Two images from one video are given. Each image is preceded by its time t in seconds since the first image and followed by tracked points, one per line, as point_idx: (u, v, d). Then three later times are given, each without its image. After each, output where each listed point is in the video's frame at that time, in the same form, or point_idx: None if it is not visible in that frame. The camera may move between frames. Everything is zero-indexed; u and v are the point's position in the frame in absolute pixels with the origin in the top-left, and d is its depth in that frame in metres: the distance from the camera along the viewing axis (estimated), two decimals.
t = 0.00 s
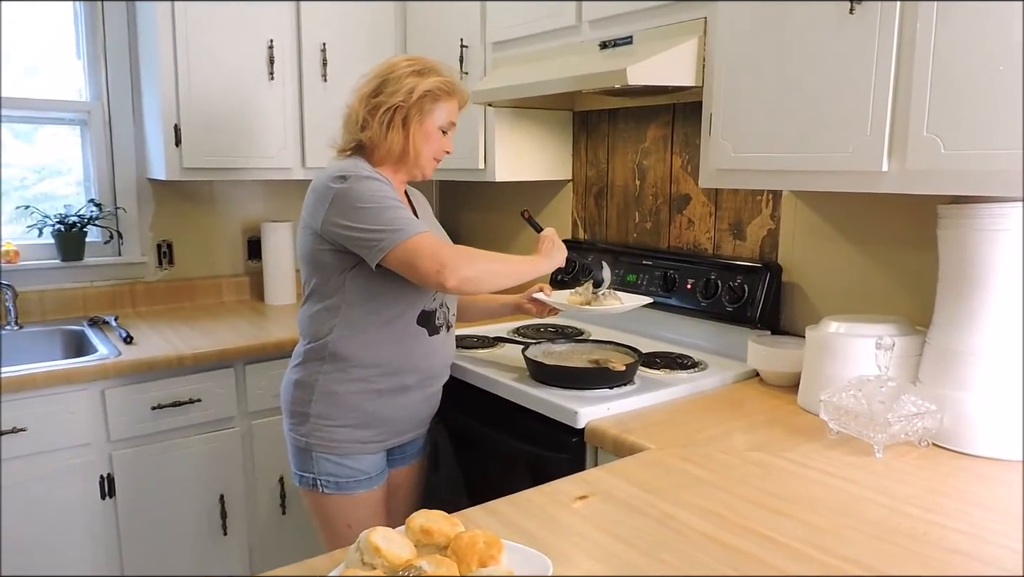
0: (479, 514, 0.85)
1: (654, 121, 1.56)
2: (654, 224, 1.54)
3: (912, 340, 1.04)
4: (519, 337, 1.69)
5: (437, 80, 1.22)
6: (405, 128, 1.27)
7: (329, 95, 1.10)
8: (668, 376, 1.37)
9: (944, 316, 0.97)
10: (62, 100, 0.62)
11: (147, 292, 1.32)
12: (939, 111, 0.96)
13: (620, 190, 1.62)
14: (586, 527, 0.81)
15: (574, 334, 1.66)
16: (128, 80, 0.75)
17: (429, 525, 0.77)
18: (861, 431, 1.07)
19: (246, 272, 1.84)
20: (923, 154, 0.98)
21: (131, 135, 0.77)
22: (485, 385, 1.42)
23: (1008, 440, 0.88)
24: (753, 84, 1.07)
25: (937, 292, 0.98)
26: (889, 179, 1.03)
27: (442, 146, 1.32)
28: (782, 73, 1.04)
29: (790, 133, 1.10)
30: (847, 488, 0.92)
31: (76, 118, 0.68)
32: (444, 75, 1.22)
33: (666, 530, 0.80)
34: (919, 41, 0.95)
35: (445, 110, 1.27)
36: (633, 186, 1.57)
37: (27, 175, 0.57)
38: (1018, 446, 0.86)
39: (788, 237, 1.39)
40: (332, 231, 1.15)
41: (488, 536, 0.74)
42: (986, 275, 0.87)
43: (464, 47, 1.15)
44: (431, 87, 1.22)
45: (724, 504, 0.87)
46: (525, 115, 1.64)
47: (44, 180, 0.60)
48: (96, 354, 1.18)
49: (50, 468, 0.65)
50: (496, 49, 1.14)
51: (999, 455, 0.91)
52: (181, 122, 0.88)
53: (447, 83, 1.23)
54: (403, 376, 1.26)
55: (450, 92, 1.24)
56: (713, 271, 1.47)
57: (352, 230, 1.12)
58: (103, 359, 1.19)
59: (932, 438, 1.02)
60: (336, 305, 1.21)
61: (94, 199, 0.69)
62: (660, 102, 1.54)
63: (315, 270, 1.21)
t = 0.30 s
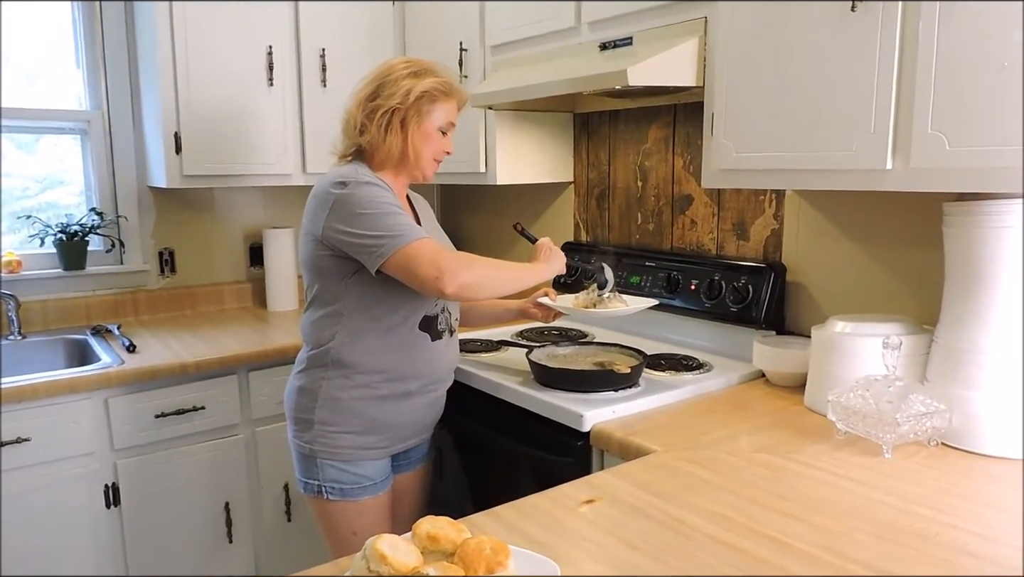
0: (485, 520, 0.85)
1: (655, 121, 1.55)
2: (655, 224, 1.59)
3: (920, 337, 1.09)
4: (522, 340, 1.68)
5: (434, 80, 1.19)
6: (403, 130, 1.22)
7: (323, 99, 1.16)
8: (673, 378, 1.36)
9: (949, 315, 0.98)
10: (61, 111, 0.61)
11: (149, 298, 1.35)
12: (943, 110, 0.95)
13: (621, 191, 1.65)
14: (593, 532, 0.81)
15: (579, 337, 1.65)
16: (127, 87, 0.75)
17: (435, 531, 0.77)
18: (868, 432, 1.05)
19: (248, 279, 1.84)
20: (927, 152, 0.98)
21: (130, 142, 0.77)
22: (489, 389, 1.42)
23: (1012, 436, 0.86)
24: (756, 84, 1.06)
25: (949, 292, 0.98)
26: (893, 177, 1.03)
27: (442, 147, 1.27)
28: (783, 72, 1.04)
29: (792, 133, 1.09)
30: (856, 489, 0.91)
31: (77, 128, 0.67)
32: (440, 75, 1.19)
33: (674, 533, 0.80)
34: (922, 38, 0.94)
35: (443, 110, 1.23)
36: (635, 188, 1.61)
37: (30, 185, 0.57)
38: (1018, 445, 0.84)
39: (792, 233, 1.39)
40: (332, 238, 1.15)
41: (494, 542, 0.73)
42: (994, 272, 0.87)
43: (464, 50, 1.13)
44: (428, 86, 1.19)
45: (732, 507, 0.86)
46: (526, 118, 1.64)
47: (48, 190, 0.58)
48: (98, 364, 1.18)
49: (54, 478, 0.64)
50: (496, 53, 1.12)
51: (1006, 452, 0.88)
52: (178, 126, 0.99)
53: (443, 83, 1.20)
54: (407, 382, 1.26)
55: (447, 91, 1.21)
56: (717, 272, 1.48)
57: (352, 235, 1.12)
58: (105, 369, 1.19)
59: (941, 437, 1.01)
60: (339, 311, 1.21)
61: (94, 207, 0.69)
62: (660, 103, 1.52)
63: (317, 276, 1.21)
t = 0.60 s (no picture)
0: (481, 522, 0.84)
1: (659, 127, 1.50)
2: (659, 230, 1.49)
3: (922, 348, 1.07)
4: (523, 343, 1.68)
5: (435, 77, 1.16)
6: (404, 128, 1.18)
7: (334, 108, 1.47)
8: (673, 384, 1.36)
9: (950, 326, 0.97)
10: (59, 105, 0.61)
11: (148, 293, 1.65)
12: (949, 119, 0.95)
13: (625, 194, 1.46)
14: (591, 536, 0.80)
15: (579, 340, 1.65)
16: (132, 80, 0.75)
17: (432, 532, 0.77)
18: (868, 442, 1.04)
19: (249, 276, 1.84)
20: (933, 162, 0.98)
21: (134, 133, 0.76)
22: (488, 391, 1.41)
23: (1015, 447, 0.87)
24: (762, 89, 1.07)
25: (949, 303, 0.97)
26: (897, 186, 1.03)
27: (446, 145, 1.22)
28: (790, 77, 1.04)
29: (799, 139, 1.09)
30: (856, 499, 0.91)
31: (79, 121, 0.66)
32: (440, 71, 1.16)
33: (672, 539, 0.79)
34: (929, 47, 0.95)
35: (445, 107, 1.18)
36: (639, 193, 1.43)
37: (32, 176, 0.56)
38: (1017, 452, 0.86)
39: (793, 241, 1.40)
40: (334, 236, 1.15)
41: (491, 544, 0.73)
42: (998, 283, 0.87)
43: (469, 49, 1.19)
44: (428, 83, 1.16)
45: (731, 514, 0.85)
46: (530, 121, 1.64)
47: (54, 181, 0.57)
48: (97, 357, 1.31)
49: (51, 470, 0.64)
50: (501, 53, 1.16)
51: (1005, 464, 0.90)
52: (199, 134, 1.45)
53: (444, 80, 1.17)
54: (406, 382, 1.25)
55: (448, 87, 1.17)
56: (719, 279, 1.52)
57: (353, 235, 1.11)
58: (104, 362, 1.31)
59: (941, 448, 1.01)
60: (339, 309, 1.20)
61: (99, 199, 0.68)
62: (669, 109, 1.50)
63: (318, 274, 1.21)
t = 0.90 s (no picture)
0: (450, 532, 0.84)
1: (629, 131, 1.54)
2: (631, 234, 1.49)
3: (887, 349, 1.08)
4: (495, 349, 1.67)
5: (398, 81, 1.14)
6: (368, 134, 1.16)
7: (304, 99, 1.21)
8: (644, 388, 1.36)
9: (912, 326, 0.99)
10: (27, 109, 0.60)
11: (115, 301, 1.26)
12: (914, 121, 0.97)
13: (596, 201, 1.54)
14: (560, 544, 0.80)
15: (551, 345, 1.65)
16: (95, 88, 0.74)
17: (398, 544, 0.76)
18: (837, 442, 1.05)
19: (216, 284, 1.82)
20: (897, 164, 1.00)
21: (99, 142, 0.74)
22: (460, 399, 1.41)
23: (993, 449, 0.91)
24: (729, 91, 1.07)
25: (912, 306, 0.98)
26: (860, 189, 1.04)
27: (412, 148, 1.20)
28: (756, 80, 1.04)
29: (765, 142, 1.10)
30: (824, 501, 0.91)
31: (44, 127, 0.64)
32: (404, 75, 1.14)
33: (640, 545, 0.79)
34: (891, 51, 0.96)
35: (410, 110, 1.16)
36: (609, 197, 1.49)
37: None
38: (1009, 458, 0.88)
39: (765, 246, 1.38)
40: (300, 244, 1.13)
41: (459, 555, 0.72)
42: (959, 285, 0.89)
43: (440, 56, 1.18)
44: (392, 87, 1.13)
45: (700, 519, 0.86)
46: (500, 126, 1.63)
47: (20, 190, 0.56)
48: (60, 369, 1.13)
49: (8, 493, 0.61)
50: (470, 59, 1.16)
51: (977, 464, 0.93)
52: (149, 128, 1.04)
53: (408, 83, 1.15)
54: (375, 391, 1.24)
55: (412, 90, 1.15)
56: (689, 282, 1.51)
57: (319, 242, 1.10)
58: (66, 375, 1.15)
59: (907, 448, 1.02)
60: (307, 318, 1.19)
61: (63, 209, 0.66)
62: (636, 112, 1.53)
63: (285, 282, 1.19)
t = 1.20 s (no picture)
0: (449, 534, 0.84)
1: (622, 132, 1.54)
2: (625, 235, 1.52)
3: (882, 345, 1.11)
4: (492, 352, 1.68)
5: (387, 84, 1.22)
6: (359, 138, 1.26)
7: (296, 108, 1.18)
8: (641, 388, 1.37)
9: (908, 323, 0.99)
10: (24, 120, 0.60)
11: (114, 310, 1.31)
12: (902, 123, 0.96)
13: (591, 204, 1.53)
14: (560, 544, 0.80)
15: (548, 347, 1.65)
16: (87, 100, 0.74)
17: (397, 546, 0.76)
18: (833, 440, 1.04)
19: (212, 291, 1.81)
20: (888, 162, 0.98)
21: (91, 150, 0.74)
22: (458, 402, 1.40)
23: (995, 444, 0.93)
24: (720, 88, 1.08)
25: (907, 302, 0.99)
26: (854, 186, 1.03)
27: (403, 151, 1.29)
28: (746, 82, 1.07)
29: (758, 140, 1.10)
30: (822, 497, 0.92)
31: (36, 138, 0.64)
32: (393, 78, 1.23)
33: (639, 545, 0.79)
34: (881, 48, 0.96)
35: (401, 113, 1.25)
36: (604, 198, 1.49)
37: None
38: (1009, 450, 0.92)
39: (759, 244, 1.43)
40: (295, 249, 1.13)
41: (458, 557, 0.72)
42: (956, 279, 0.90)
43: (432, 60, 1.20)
44: (380, 91, 1.22)
45: (699, 517, 0.86)
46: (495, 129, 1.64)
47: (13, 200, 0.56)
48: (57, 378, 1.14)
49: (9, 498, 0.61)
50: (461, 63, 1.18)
51: (973, 459, 0.95)
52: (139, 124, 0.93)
53: (396, 86, 1.24)
54: (373, 395, 1.24)
55: (401, 94, 1.24)
56: (685, 282, 1.52)
57: (314, 247, 1.10)
58: (65, 384, 1.16)
59: (904, 444, 1.02)
60: (304, 323, 1.19)
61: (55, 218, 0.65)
62: (627, 114, 1.54)
63: (281, 287, 1.19)
